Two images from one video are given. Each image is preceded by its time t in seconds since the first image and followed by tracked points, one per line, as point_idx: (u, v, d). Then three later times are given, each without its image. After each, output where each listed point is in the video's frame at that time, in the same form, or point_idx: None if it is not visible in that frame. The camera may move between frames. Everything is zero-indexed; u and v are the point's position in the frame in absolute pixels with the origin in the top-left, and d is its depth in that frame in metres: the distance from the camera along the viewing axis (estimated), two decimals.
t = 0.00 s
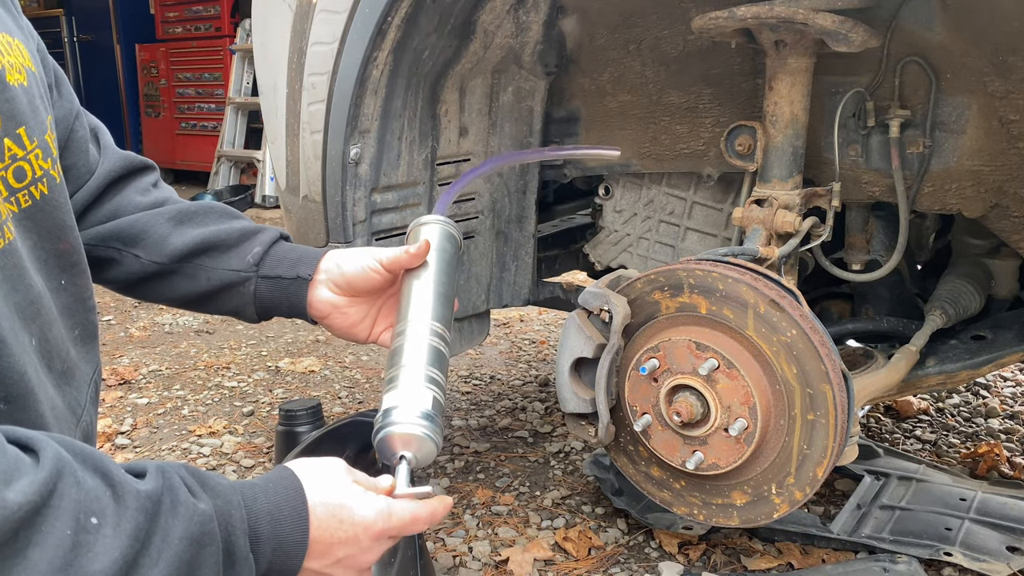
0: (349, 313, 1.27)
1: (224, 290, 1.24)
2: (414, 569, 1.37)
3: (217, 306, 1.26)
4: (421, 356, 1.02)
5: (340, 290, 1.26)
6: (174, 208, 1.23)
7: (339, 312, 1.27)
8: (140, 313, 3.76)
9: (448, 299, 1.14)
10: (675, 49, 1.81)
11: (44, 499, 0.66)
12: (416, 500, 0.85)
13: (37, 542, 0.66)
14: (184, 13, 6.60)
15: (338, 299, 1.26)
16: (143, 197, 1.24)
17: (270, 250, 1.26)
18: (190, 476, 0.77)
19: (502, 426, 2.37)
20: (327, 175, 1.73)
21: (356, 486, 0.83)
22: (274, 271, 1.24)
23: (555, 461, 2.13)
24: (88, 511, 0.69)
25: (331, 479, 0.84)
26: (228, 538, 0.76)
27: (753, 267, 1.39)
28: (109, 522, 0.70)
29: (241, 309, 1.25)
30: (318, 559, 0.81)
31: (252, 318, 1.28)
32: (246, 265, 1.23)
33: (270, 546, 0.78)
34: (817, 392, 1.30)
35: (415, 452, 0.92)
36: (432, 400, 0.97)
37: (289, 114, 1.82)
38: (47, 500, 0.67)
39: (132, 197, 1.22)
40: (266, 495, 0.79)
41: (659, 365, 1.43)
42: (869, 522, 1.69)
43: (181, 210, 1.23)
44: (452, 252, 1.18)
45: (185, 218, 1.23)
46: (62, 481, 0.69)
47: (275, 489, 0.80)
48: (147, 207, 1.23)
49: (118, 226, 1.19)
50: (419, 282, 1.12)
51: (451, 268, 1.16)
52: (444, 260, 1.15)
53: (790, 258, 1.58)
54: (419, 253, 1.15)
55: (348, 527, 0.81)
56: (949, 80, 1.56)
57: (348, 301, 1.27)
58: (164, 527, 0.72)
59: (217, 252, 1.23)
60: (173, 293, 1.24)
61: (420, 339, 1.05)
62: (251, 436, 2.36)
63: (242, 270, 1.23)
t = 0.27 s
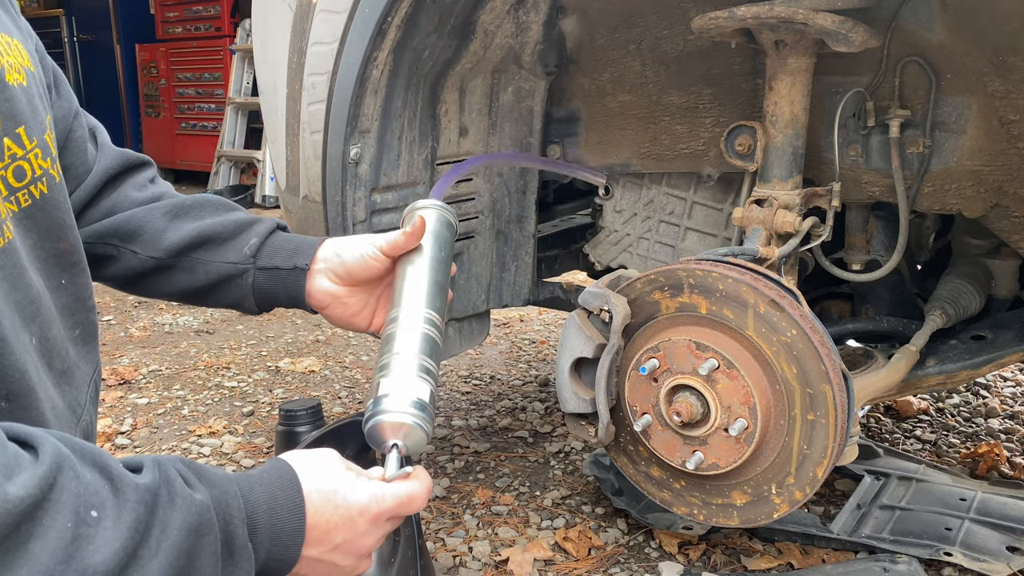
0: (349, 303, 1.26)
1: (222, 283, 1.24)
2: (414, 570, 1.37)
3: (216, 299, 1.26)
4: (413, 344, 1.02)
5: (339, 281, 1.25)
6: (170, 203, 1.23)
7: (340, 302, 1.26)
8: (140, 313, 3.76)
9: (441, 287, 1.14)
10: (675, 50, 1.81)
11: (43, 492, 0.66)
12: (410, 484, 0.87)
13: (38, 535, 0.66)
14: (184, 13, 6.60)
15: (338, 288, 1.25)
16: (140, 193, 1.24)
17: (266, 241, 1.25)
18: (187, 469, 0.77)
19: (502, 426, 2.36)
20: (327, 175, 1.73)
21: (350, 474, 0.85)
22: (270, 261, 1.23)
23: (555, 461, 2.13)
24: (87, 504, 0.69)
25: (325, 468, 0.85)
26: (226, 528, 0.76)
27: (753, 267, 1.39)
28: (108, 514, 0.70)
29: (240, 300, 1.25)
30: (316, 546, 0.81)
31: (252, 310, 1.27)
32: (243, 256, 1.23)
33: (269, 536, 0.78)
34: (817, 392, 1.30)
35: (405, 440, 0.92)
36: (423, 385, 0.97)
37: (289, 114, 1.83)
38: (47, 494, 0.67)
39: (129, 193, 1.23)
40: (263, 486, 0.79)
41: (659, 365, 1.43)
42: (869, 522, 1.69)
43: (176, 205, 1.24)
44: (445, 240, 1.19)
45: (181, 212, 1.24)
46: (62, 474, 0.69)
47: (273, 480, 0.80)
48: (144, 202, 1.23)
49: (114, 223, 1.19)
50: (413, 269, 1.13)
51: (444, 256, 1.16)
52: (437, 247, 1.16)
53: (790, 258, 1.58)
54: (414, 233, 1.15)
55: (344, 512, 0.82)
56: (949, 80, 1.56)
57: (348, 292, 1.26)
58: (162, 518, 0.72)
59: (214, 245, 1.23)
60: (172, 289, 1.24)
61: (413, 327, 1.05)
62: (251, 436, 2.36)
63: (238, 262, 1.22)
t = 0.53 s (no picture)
0: (346, 291, 1.26)
1: (221, 278, 1.24)
2: (414, 570, 1.37)
3: (214, 294, 1.27)
4: (414, 348, 1.02)
5: (333, 268, 1.26)
6: (168, 199, 1.24)
7: (336, 290, 1.26)
8: (140, 313, 3.76)
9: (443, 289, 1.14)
10: (675, 50, 1.81)
11: (43, 494, 0.66)
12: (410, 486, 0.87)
13: (38, 537, 0.66)
14: (184, 13, 6.60)
15: (334, 278, 1.26)
16: (137, 190, 1.24)
17: (263, 235, 1.27)
18: (186, 471, 0.77)
19: (502, 426, 2.36)
20: (327, 176, 1.73)
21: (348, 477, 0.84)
22: (269, 254, 1.25)
23: (555, 461, 2.13)
24: (88, 506, 0.69)
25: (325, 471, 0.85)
26: (225, 529, 0.76)
27: (753, 267, 1.39)
28: (108, 516, 0.70)
29: (238, 295, 1.26)
30: (315, 549, 0.81)
31: (250, 306, 1.28)
32: (241, 250, 1.24)
33: (268, 538, 0.78)
34: (817, 392, 1.30)
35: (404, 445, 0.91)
36: (424, 391, 0.96)
37: (289, 114, 1.83)
38: (47, 496, 0.67)
39: (127, 190, 1.23)
40: (260, 489, 0.79)
41: (659, 365, 1.43)
42: (869, 522, 1.69)
43: (174, 201, 1.24)
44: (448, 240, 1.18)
45: (179, 208, 1.24)
46: (61, 477, 0.69)
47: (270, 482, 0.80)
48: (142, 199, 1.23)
49: (113, 219, 1.19)
50: (413, 269, 1.12)
51: (448, 255, 1.16)
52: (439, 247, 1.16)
53: (790, 258, 1.58)
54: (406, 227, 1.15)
55: (341, 514, 0.82)
56: (949, 80, 1.56)
57: (342, 280, 1.26)
58: (162, 521, 0.72)
59: (212, 240, 1.24)
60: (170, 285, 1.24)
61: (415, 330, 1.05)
62: (251, 436, 2.36)
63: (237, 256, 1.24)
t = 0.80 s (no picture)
0: (339, 299, 1.25)
1: (216, 281, 1.24)
2: (414, 570, 1.37)
3: (209, 297, 1.26)
4: (408, 352, 1.01)
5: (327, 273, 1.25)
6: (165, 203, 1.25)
7: (330, 296, 1.25)
8: (140, 313, 3.76)
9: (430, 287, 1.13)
10: (675, 49, 1.81)
11: (38, 501, 0.67)
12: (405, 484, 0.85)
13: (32, 544, 0.66)
14: (184, 13, 6.59)
15: (328, 283, 1.25)
16: (134, 194, 1.24)
17: (259, 240, 1.27)
18: (182, 477, 0.78)
19: (502, 426, 2.36)
20: (327, 175, 1.73)
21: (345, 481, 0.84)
22: (264, 259, 1.24)
23: (555, 461, 2.13)
24: (83, 514, 0.69)
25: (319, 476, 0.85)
26: (221, 536, 0.76)
27: (753, 267, 1.39)
28: (102, 525, 0.70)
29: (232, 299, 1.25)
30: (311, 553, 0.80)
31: (244, 310, 1.27)
32: (236, 254, 1.23)
33: (264, 542, 0.78)
34: (817, 392, 1.30)
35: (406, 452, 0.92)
36: (419, 394, 0.95)
37: (289, 114, 1.83)
38: (42, 503, 0.67)
39: (124, 193, 1.23)
40: (254, 494, 0.79)
41: (659, 365, 1.43)
42: (869, 522, 1.69)
43: (171, 205, 1.25)
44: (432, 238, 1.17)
45: (175, 212, 1.25)
46: (57, 483, 0.69)
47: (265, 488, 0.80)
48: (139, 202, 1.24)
49: (109, 221, 1.19)
50: (401, 269, 1.11)
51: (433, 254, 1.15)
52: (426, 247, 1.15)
53: (790, 258, 1.58)
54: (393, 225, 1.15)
55: (333, 516, 0.81)
56: (949, 80, 1.56)
57: (336, 287, 1.25)
58: (156, 527, 0.72)
59: (208, 243, 1.24)
60: (165, 286, 1.24)
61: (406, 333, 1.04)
62: (251, 436, 2.36)
63: (231, 259, 1.23)
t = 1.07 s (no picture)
0: (354, 309, 1.21)
1: (230, 287, 1.22)
2: (414, 570, 1.37)
3: (220, 305, 1.23)
4: (414, 326, 0.92)
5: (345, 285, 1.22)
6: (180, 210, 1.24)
7: (343, 304, 1.22)
8: (140, 313, 3.76)
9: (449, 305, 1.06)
10: (675, 49, 1.81)
11: (8, 485, 0.61)
12: (386, 404, 0.74)
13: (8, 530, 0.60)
14: (184, 13, 6.59)
15: (344, 291, 1.22)
16: (147, 202, 1.25)
17: (277, 251, 1.25)
18: (161, 446, 0.70)
19: (502, 426, 2.36)
20: (327, 176, 1.73)
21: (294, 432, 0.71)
22: (282, 268, 1.22)
23: (555, 461, 2.13)
24: (56, 494, 0.63)
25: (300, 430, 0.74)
26: (208, 493, 0.68)
27: (753, 267, 1.39)
28: (78, 502, 0.63)
29: (245, 308, 1.22)
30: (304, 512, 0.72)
31: (254, 321, 1.24)
32: (253, 261, 1.22)
33: (257, 496, 0.69)
34: (817, 392, 1.30)
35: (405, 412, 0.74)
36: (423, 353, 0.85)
37: (289, 114, 1.83)
38: (12, 488, 0.61)
39: (138, 200, 1.24)
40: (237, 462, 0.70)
41: (659, 365, 1.43)
42: (869, 522, 1.69)
43: (186, 212, 1.24)
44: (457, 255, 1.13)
45: (190, 219, 1.24)
46: (27, 466, 0.63)
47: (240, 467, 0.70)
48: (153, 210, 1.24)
49: (125, 222, 1.19)
50: (419, 271, 1.06)
51: (453, 269, 1.09)
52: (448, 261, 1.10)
53: (790, 258, 1.58)
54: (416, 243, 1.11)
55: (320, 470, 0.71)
56: (949, 80, 1.56)
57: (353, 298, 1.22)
58: (138, 496, 0.65)
59: (223, 249, 1.22)
60: (175, 289, 1.21)
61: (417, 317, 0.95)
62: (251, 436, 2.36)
63: (248, 266, 1.22)
